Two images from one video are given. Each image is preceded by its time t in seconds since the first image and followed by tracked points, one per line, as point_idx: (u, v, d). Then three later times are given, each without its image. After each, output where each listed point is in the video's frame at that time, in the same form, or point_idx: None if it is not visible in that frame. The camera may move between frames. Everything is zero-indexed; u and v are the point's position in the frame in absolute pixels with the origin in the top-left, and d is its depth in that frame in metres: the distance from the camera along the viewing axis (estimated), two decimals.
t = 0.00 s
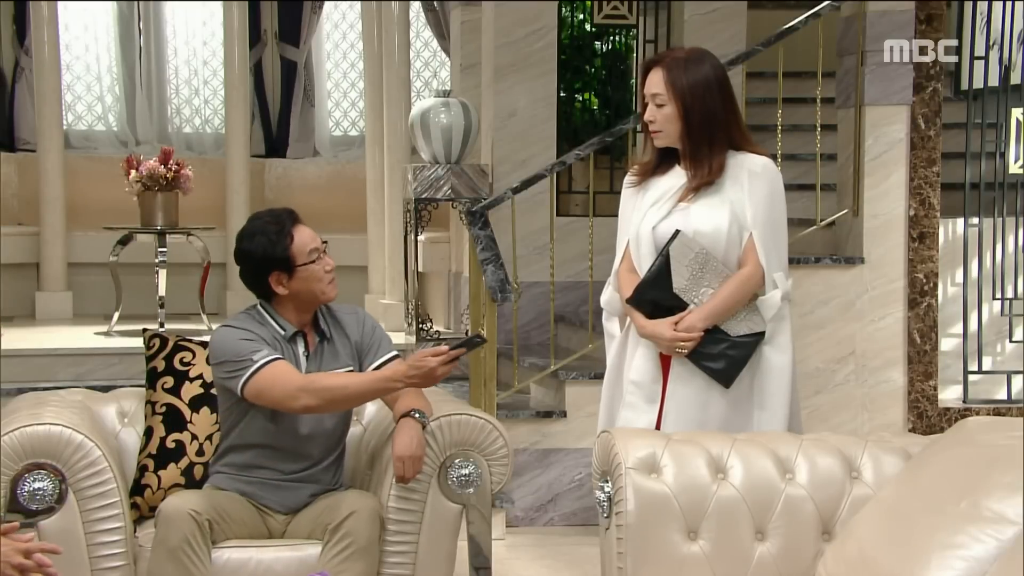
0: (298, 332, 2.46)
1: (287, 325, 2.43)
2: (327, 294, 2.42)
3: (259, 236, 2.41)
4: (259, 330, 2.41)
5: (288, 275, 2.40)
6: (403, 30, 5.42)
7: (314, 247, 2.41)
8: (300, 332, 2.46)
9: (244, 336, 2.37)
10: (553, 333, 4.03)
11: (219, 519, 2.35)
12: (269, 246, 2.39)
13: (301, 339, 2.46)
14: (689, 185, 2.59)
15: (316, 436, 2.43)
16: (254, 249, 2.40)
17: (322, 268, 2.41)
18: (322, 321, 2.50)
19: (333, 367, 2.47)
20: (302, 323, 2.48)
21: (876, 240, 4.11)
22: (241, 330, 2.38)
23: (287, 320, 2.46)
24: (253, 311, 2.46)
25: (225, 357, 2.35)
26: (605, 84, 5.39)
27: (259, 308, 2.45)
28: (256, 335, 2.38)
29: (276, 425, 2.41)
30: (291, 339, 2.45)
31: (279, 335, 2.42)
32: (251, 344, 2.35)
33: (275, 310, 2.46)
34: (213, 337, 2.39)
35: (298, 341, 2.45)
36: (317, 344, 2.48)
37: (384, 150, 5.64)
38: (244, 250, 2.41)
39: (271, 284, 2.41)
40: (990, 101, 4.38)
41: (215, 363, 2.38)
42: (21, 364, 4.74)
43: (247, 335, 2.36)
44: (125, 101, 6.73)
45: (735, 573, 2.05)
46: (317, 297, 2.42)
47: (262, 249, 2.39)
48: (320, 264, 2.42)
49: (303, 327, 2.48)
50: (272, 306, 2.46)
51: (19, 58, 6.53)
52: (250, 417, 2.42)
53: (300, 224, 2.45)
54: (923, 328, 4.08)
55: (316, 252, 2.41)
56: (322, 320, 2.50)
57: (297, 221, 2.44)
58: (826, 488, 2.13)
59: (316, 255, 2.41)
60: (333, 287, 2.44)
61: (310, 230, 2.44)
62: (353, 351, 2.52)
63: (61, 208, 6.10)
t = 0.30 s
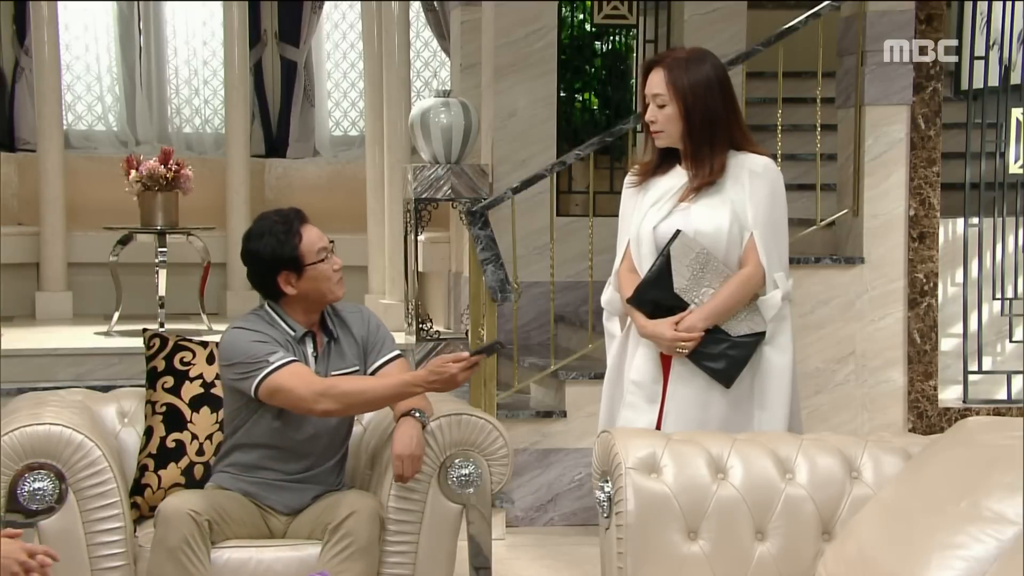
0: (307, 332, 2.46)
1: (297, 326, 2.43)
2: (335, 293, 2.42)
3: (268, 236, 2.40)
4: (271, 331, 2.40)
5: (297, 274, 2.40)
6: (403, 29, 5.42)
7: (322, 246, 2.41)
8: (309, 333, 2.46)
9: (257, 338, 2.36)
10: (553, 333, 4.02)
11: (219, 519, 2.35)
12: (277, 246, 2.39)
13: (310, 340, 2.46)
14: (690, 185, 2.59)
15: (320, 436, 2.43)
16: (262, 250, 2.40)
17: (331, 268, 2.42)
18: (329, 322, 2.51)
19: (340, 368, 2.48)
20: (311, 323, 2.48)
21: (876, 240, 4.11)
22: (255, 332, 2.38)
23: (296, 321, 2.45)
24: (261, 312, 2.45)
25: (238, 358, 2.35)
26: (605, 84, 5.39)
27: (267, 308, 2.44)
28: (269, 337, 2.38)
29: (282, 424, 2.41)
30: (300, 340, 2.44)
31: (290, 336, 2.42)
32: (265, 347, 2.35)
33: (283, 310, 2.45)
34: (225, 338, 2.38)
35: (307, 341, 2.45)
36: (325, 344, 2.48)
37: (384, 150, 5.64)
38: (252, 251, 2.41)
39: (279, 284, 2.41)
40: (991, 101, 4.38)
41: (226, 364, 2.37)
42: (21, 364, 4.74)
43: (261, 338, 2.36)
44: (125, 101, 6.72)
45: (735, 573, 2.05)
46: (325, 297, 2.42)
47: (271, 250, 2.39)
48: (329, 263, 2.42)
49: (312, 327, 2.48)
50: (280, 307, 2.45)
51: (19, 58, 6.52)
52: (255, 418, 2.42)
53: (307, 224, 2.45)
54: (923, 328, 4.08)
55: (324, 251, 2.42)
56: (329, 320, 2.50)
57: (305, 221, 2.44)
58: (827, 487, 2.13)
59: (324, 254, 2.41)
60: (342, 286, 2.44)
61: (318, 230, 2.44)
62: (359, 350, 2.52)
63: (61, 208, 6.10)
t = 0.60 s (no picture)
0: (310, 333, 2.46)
1: (301, 326, 2.43)
2: (337, 292, 2.42)
3: (270, 236, 2.41)
4: (275, 332, 2.40)
5: (299, 274, 2.40)
6: (403, 29, 5.41)
7: (324, 245, 2.41)
8: (312, 333, 2.46)
9: (261, 339, 2.36)
10: (553, 333, 4.02)
11: (219, 520, 2.35)
12: (279, 246, 2.39)
13: (313, 340, 2.46)
14: (690, 185, 2.59)
15: (322, 436, 2.43)
16: (265, 249, 2.40)
17: (333, 267, 2.42)
18: (332, 322, 2.51)
19: (343, 368, 2.47)
20: (314, 324, 2.48)
21: (876, 240, 4.11)
22: (259, 334, 2.38)
23: (299, 321, 2.45)
24: (265, 312, 2.45)
25: (243, 360, 2.35)
26: (605, 84, 5.38)
27: (271, 309, 2.44)
28: (273, 338, 2.38)
29: (284, 425, 2.41)
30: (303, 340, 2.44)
31: (294, 337, 2.42)
32: (270, 348, 2.34)
33: (287, 310, 2.45)
34: (229, 340, 2.38)
35: (310, 342, 2.46)
36: (328, 344, 2.49)
37: (384, 150, 5.64)
38: (255, 251, 2.41)
39: (281, 283, 2.41)
40: (990, 100, 4.38)
41: (230, 365, 2.38)
42: (21, 364, 4.73)
43: (265, 339, 2.36)
44: (125, 101, 6.72)
45: (735, 573, 2.05)
46: (327, 295, 2.42)
47: (273, 249, 2.39)
48: (331, 262, 2.42)
49: (314, 328, 2.48)
50: (283, 307, 2.45)
51: (19, 58, 6.51)
52: (257, 419, 2.42)
53: (310, 223, 2.45)
54: (923, 328, 4.08)
55: (326, 250, 2.42)
56: (332, 321, 2.51)
57: (307, 220, 2.44)
58: (827, 487, 2.13)
59: (326, 253, 2.41)
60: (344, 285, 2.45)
61: (321, 229, 2.44)
62: (361, 349, 2.52)
63: (61, 208, 6.10)
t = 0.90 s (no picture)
0: (310, 331, 2.46)
1: (301, 325, 2.43)
2: (336, 289, 2.42)
3: (269, 233, 2.41)
4: (276, 331, 2.40)
5: (298, 270, 2.40)
6: (403, 29, 5.41)
7: (323, 242, 2.42)
8: (311, 331, 2.46)
9: (262, 338, 2.36)
10: (553, 333, 4.02)
11: (219, 520, 2.35)
12: (277, 243, 2.40)
13: (313, 339, 2.46)
14: (688, 185, 2.59)
15: (321, 435, 2.43)
16: (263, 247, 2.40)
17: (332, 264, 2.42)
18: (331, 321, 2.51)
19: (343, 367, 2.47)
20: (314, 322, 2.48)
21: (876, 240, 4.11)
22: (258, 332, 2.38)
23: (299, 320, 2.45)
24: (264, 311, 2.45)
25: (243, 358, 2.35)
26: (605, 84, 5.39)
27: (271, 307, 2.44)
28: (273, 336, 2.38)
29: (284, 423, 2.41)
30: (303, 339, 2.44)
31: (294, 336, 2.42)
32: (269, 346, 2.35)
33: (286, 308, 2.45)
34: (229, 338, 2.38)
35: (310, 341, 2.46)
36: (328, 343, 2.48)
37: (384, 150, 5.64)
38: (254, 248, 2.41)
39: (280, 280, 2.41)
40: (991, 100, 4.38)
41: (230, 364, 2.38)
42: (21, 364, 4.73)
43: (264, 337, 2.36)
44: (125, 101, 6.72)
45: (735, 573, 2.05)
46: (326, 292, 2.42)
47: (272, 246, 2.40)
48: (330, 259, 2.42)
49: (314, 327, 2.48)
50: (283, 306, 2.45)
51: (19, 58, 6.50)
52: (257, 419, 2.42)
53: (308, 220, 2.46)
54: (923, 328, 4.08)
55: (325, 247, 2.42)
56: (331, 320, 2.51)
57: (306, 218, 2.44)
58: (827, 487, 2.13)
59: (325, 250, 2.41)
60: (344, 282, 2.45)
61: (319, 227, 2.45)
62: (361, 349, 2.52)
63: (61, 208, 6.10)
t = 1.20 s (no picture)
0: (311, 330, 2.46)
1: (301, 323, 2.43)
2: (336, 288, 2.42)
3: (269, 231, 2.41)
4: (278, 330, 2.40)
5: (298, 268, 2.40)
6: (403, 29, 5.41)
7: (323, 241, 2.42)
8: (312, 330, 2.46)
9: (263, 335, 2.37)
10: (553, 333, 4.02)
11: (220, 519, 2.35)
12: (277, 241, 2.40)
13: (313, 338, 2.46)
14: (688, 186, 2.59)
15: (321, 434, 2.43)
16: (263, 244, 2.41)
17: (332, 263, 2.42)
18: (331, 320, 2.51)
19: (343, 366, 2.47)
20: (314, 321, 2.48)
21: (876, 240, 4.11)
22: (259, 329, 2.38)
23: (300, 318, 2.46)
24: (265, 310, 2.46)
25: (243, 355, 2.35)
26: (605, 84, 5.38)
27: (271, 306, 2.45)
28: (273, 334, 2.38)
29: (284, 422, 2.41)
30: (304, 338, 2.45)
31: (294, 334, 2.42)
32: (269, 344, 2.35)
33: (286, 308, 2.46)
34: (229, 336, 2.39)
35: (310, 339, 2.46)
36: (328, 342, 2.48)
37: (384, 150, 5.63)
38: (255, 246, 2.42)
39: (280, 278, 2.41)
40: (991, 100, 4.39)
41: (230, 361, 2.38)
42: (21, 364, 4.73)
43: (265, 335, 2.37)
44: (125, 101, 6.71)
45: (734, 573, 2.05)
46: (327, 292, 2.42)
47: (272, 244, 2.40)
48: (330, 259, 2.42)
49: (315, 325, 2.48)
50: (283, 304, 2.46)
51: (19, 58, 6.48)
52: (258, 419, 2.42)
53: (308, 219, 2.46)
54: (923, 328, 4.09)
55: (325, 246, 2.42)
56: (332, 319, 2.50)
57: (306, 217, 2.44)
58: (828, 487, 2.13)
59: (325, 249, 2.41)
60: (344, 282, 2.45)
61: (320, 226, 2.44)
62: (361, 348, 2.52)
63: (61, 208, 6.09)
